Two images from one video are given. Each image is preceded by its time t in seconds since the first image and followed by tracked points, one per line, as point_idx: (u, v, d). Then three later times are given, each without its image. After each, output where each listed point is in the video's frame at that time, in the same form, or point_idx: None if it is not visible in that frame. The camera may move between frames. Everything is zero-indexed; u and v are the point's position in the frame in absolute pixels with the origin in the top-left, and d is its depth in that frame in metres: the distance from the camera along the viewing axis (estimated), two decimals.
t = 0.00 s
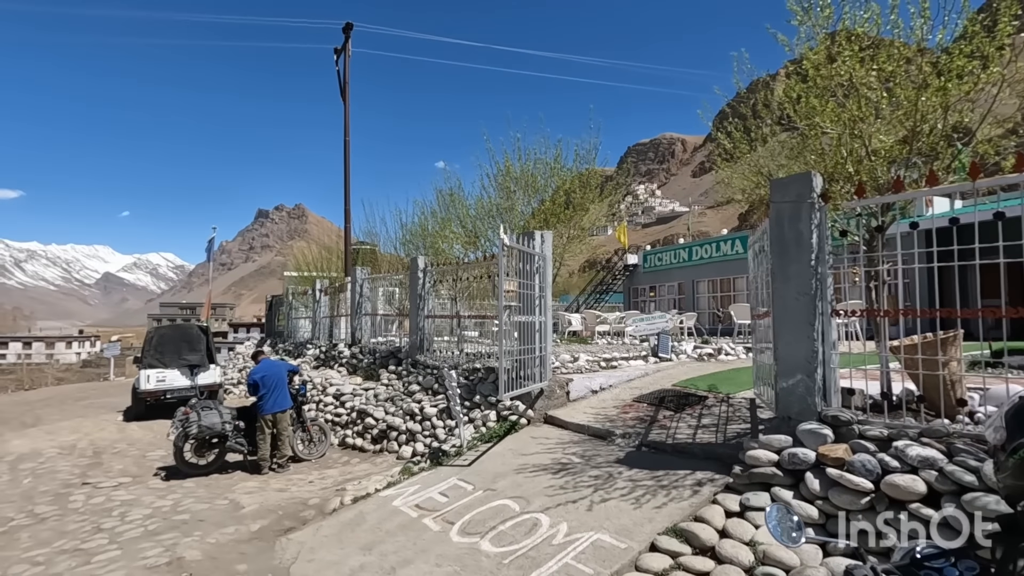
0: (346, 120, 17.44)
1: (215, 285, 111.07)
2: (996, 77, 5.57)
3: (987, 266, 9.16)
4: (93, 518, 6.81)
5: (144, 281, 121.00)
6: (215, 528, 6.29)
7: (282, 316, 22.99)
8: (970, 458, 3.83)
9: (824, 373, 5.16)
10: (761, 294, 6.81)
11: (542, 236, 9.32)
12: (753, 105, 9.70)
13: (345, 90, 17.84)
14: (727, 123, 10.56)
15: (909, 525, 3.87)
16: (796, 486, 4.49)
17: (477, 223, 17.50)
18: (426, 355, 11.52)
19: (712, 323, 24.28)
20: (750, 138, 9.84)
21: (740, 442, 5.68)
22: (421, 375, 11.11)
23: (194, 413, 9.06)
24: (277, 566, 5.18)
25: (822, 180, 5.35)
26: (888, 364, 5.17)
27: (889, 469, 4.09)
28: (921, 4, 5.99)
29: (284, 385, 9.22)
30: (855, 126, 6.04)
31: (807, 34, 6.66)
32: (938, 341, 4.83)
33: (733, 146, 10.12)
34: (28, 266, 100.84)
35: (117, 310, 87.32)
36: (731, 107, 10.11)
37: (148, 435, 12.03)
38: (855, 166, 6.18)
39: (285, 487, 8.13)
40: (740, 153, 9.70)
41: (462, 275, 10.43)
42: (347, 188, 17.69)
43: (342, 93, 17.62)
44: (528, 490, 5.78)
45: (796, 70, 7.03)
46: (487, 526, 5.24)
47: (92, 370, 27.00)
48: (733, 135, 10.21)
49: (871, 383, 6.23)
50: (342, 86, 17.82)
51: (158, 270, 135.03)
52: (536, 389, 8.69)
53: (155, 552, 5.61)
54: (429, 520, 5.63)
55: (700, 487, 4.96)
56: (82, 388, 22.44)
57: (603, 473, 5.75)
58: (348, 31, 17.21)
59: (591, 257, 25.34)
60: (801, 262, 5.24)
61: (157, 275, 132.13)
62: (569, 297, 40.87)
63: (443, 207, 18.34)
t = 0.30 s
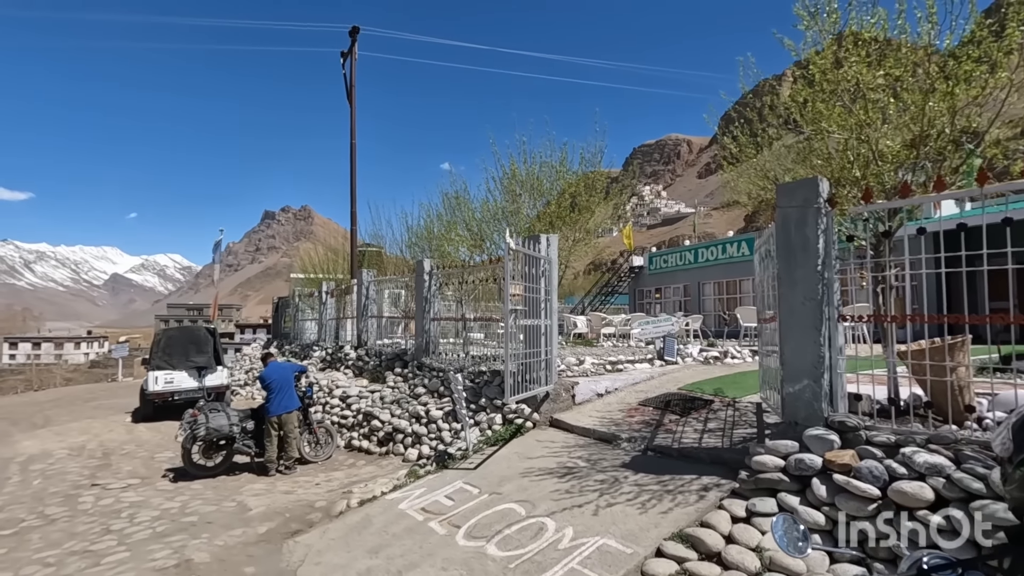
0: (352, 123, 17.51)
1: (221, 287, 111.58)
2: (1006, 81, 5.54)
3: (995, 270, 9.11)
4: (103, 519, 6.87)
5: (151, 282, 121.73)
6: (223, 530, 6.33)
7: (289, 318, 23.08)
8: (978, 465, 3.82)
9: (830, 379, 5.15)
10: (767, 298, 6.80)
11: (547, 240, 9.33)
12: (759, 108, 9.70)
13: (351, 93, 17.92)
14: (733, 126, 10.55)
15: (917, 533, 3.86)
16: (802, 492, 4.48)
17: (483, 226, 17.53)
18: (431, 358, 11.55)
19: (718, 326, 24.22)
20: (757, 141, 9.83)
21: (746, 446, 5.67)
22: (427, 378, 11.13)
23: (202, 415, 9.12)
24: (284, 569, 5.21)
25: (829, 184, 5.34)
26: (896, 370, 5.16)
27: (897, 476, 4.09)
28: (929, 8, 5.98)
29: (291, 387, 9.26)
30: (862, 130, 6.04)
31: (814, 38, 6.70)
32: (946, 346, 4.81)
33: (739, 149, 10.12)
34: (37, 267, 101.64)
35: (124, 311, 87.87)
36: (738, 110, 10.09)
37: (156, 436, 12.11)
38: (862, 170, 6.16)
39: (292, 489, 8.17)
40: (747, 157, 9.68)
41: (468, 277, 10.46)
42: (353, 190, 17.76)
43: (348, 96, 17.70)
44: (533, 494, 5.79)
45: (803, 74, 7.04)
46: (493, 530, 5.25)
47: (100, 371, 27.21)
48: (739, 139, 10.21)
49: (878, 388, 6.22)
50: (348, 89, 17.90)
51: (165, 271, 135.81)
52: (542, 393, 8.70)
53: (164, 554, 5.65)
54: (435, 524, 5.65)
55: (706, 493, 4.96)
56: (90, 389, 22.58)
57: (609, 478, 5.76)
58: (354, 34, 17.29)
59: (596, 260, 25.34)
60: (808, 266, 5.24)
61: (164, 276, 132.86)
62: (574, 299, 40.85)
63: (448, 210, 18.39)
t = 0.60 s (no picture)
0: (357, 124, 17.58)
1: (226, 287, 112.04)
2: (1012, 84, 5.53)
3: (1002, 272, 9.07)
4: (110, 519, 6.91)
5: (157, 282, 122.36)
6: (229, 530, 6.37)
7: (294, 318, 23.16)
8: (983, 469, 3.81)
9: (836, 381, 5.14)
10: (772, 300, 6.79)
11: (552, 241, 9.34)
12: (764, 110, 9.69)
13: (356, 94, 17.99)
14: (738, 128, 10.54)
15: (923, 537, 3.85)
16: (807, 495, 4.49)
17: (488, 227, 17.55)
18: (436, 358, 11.57)
19: (723, 327, 24.15)
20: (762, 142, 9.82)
21: (751, 449, 5.68)
22: (431, 378, 11.15)
23: (208, 414, 9.18)
24: (290, 569, 5.24)
25: (835, 187, 5.34)
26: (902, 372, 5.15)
27: (902, 479, 4.08)
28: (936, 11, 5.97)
29: (297, 388, 9.29)
30: (868, 133, 6.02)
31: (820, 41, 6.70)
32: (952, 349, 4.80)
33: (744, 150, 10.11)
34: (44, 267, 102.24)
35: (130, 311, 88.35)
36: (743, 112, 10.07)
37: (162, 436, 12.18)
38: (868, 172, 6.15)
39: (298, 489, 8.20)
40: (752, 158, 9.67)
41: (473, 278, 10.48)
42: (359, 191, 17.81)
43: (353, 97, 17.77)
44: (538, 495, 5.80)
45: (809, 77, 7.03)
46: (498, 531, 5.27)
47: (107, 371, 27.37)
48: (744, 140, 10.21)
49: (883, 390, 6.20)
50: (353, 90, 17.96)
51: (171, 271, 136.51)
52: (546, 394, 8.71)
53: (171, 554, 5.69)
54: (440, 525, 5.67)
55: (710, 495, 4.97)
56: (97, 389, 22.70)
57: (613, 479, 5.77)
58: (360, 36, 17.38)
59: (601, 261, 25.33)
60: (813, 269, 5.23)
61: (170, 276, 133.45)
62: (579, 300, 40.82)
63: (453, 211, 18.42)
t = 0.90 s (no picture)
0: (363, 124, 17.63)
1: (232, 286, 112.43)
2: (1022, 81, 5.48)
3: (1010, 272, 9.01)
4: (119, 515, 6.96)
5: (164, 281, 122.95)
6: (236, 527, 6.40)
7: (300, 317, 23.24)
8: (993, 469, 3.79)
9: (843, 381, 5.13)
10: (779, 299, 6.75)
11: (558, 240, 9.35)
12: (770, 109, 9.65)
13: (362, 94, 18.03)
14: (745, 127, 10.51)
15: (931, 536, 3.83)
16: (814, 494, 4.48)
17: (493, 226, 17.57)
18: (441, 357, 11.59)
19: (728, 327, 24.08)
20: (769, 141, 9.79)
21: (757, 448, 5.66)
22: (437, 377, 11.16)
23: (215, 412, 9.23)
24: (297, 566, 5.26)
25: (842, 186, 5.32)
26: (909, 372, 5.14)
27: (910, 479, 4.07)
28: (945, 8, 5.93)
29: (303, 386, 9.33)
30: (875, 131, 5.99)
31: (827, 39, 6.67)
32: (961, 349, 4.77)
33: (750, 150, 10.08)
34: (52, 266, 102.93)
35: (137, 310, 88.82)
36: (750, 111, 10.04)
37: (169, 434, 12.25)
38: (875, 171, 6.12)
39: (304, 487, 8.23)
40: (759, 158, 9.64)
41: (478, 278, 10.49)
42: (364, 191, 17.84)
43: (359, 97, 17.82)
44: (543, 494, 5.81)
45: (817, 75, 6.99)
46: (503, 529, 5.28)
47: (114, 370, 27.53)
48: (750, 139, 10.18)
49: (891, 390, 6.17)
50: (358, 90, 18.01)
51: (177, 271, 137.15)
52: (551, 393, 8.72)
53: (179, 550, 5.73)
54: (446, 522, 5.68)
55: (716, 494, 4.96)
56: (105, 387, 22.84)
57: (619, 478, 5.77)
58: (365, 36, 17.43)
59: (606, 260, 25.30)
60: (821, 268, 5.22)
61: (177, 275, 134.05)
62: (584, 299, 40.77)
63: (459, 210, 18.44)
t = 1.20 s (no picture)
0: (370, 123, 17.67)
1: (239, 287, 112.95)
2: None
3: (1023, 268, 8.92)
4: (130, 512, 6.99)
5: (171, 282, 123.62)
6: (247, 523, 6.42)
7: (306, 317, 23.30)
8: (1011, 463, 3.75)
9: (856, 377, 5.08)
10: (789, 296, 6.71)
11: (566, 238, 9.34)
12: (779, 105, 9.59)
13: (368, 93, 18.05)
14: (753, 124, 10.45)
15: (948, 532, 3.79)
16: (828, 491, 4.44)
17: (500, 224, 17.57)
18: (449, 356, 11.58)
19: (736, 326, 23.98)
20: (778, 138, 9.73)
21: (769, 445, 5.62)
22: (444, 375, 11.16)
23: (224, 410, 9.26)
24: (308, 562, 5.26)
25: (854, 180, 5.28)
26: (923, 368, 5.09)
27: (926, 474, 4.03)
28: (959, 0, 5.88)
29: (312, 384, 9.35)
30: (887, 125, 5.94)
31: (839, 32, 6.63)
32: (977, 344, 4.72)
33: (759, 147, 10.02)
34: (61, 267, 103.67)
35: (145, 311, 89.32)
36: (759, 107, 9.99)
37: (178, 432, 12.29)
38: (888, 166, 6.07)
39: (313, 485, 8.24)
40: (768, 154, 9.59)
41: (485, 276, 10.48)
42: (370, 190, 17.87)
43: (365, 96, 17.86)
44: (554, 491, 5.79)
45: (828, 69, 6.94)
46: (514, 526, 5.26)
47: (121, 369, 27.68)
48: (759, 136, 10.12)
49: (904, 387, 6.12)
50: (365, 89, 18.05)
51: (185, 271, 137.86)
52: (560, 390, 8.71)
53: (190, 546, 5.74)
54: (456, 519, 5.67)
55: (728, 491, 4.93)
56: (114, 386, 22.97)
57: (630, 475, 5.74)
58: (371, 36, 17.46)
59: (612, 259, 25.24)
60: (833, 263, 5.17)
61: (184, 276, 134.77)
62: (590, 299, 40.71)
63: (466, 209, 18.45)
